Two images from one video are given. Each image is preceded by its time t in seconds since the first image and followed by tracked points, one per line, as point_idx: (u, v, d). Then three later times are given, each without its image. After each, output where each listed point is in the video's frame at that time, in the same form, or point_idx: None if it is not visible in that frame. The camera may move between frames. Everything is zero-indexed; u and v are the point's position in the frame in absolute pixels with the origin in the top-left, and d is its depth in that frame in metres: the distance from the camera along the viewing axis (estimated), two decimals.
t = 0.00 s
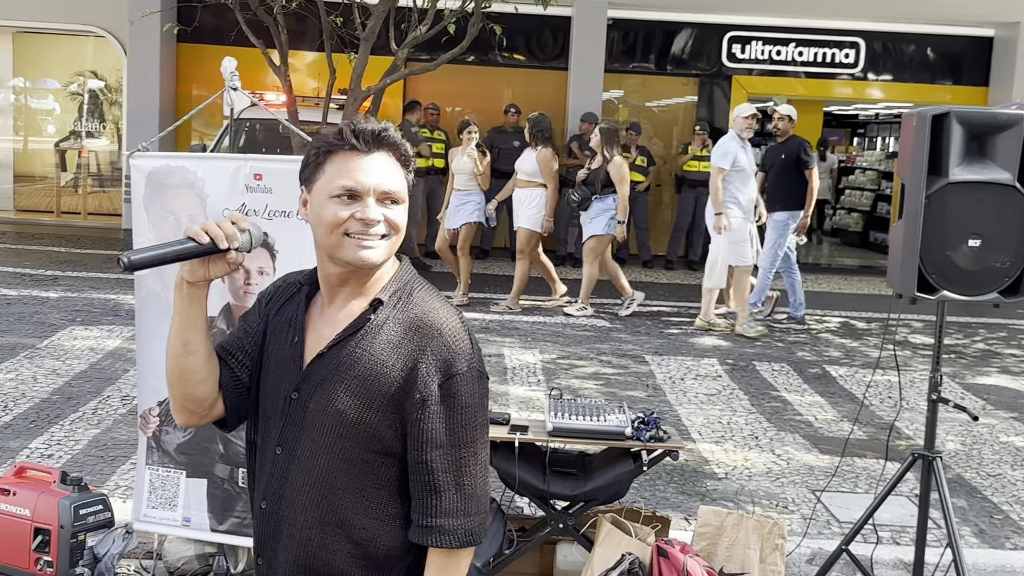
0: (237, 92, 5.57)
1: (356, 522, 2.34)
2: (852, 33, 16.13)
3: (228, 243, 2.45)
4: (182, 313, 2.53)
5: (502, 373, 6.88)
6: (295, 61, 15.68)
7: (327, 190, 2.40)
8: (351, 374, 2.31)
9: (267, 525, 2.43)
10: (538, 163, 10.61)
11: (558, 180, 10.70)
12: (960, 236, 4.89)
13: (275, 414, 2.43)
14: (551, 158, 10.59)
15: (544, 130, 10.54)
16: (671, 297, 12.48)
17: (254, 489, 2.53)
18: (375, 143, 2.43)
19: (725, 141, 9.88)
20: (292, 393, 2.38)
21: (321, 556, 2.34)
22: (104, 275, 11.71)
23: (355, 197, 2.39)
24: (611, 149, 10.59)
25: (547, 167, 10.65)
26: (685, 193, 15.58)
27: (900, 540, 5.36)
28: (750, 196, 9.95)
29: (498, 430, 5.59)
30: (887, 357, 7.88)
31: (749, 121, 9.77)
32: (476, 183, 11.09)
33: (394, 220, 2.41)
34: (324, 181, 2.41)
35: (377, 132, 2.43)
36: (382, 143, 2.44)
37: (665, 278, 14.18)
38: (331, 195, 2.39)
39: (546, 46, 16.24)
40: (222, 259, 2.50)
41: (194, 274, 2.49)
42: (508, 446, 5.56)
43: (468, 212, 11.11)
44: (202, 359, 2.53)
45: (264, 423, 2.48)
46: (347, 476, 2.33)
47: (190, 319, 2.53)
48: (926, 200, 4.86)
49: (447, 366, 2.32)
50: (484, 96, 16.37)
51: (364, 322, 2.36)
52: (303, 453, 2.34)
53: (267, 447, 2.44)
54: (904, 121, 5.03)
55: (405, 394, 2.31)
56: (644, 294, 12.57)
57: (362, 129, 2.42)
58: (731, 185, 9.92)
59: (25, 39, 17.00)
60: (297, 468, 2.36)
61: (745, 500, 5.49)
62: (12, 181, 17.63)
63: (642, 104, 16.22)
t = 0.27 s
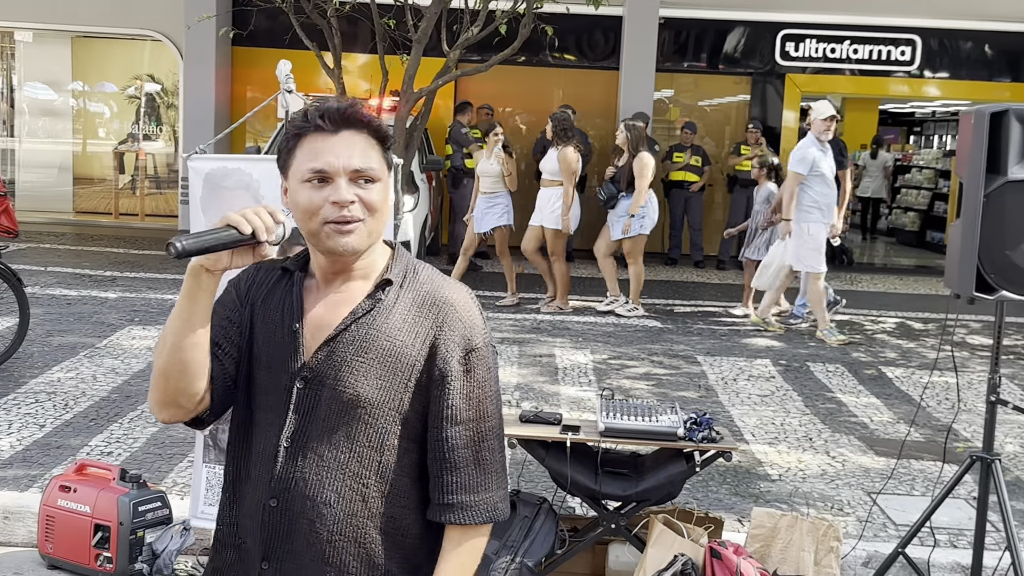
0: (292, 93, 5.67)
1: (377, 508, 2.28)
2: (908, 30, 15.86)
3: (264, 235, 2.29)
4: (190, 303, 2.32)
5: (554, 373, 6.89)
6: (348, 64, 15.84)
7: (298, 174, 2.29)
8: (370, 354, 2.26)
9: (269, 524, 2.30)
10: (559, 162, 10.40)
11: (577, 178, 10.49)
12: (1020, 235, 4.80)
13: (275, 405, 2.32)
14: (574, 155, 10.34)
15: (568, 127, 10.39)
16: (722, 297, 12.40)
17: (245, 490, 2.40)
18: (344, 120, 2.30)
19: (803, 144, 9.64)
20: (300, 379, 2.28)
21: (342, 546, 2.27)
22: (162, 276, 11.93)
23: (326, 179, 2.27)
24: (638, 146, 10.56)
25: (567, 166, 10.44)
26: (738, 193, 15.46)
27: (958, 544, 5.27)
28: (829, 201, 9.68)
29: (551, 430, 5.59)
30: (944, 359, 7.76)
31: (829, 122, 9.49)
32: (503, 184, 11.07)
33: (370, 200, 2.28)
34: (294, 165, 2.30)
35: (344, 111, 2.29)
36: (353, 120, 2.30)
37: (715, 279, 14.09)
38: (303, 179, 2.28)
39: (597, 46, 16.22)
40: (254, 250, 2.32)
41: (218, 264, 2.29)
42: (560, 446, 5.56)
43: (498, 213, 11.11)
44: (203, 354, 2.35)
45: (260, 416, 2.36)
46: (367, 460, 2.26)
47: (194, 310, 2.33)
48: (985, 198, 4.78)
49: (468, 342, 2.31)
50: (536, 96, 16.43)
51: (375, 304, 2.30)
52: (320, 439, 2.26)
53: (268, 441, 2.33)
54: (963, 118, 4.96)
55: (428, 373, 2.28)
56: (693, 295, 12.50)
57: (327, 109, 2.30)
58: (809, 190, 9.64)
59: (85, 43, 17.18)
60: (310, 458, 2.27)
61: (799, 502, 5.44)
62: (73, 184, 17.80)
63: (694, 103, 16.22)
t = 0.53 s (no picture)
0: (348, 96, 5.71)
1: (421, 499, 2.29)
2: (967, 28, 15.62)
3: (298, 234, 2.04)
4: (208, 306, 2.12)
5: (607, 375, 6.94)
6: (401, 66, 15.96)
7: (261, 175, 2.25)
8: (395, 347, 2.26)
9: (313, 535, 2.23)
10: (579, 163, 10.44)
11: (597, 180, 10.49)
12: None
13: (297, 412, 2.25)
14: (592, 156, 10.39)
15: (589, 129, 10.40)
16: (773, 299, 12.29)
17: (268, 509, 2.29)
18: (308, 121, 2.26)
19: (886, 142, 9.48)
20: (325, 379, 2.23)
21: (395, 544, 2.25)
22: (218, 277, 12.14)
23: (288, 179, 2.23)
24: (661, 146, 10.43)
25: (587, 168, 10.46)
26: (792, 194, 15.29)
27: (1020, 549, 5.18)
28: (909, 200, 9.55)
29: (605, 431, 5.56)
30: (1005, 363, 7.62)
31: (912, 121, 9.38)
32: (522, 186, 10.95)
33: (332, 202, 2.20)
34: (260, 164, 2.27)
35: (311, 111, 2.26)
36: (317, 119, 2.26)
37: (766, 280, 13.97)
38: (265, 180, 2.24)
39: (649, 47, 16.14)
40: (278, 250, 2.05)
41: (248, 266, 2.05)
42: (615, 447, 5.52)
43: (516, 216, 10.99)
44: (221, 361, 2.16)
45: (276, 427, 2.27)
46: (401, 452, 2.25)
47: (214, 316, 2.13)
48: None
49: (473, 325, 2.40)
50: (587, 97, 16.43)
51: (387, 299, 2.32)
52: (355, 439, 2.22)
53: (294, 450, 2.26)
54: None
55: (451, 359, 2.35)
56: (744, 297, 12.40)
57: (292, 108, 2.26)
58: (891, 190, 9.50)
59: (144, 47, 17.52)
60: (349, 460, 2.22)
61: (857, 505, 5.37)
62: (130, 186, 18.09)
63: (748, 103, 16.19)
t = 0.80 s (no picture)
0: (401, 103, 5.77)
1: (405, 500, 2.35)
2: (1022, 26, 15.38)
3: (282, 236, 2.15)
4: (189, 312, 2.15)
5: (658, 378, 6.93)
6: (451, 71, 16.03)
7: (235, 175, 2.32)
8: (377, 351, 2.32)
9: (303, 541, 2.27)
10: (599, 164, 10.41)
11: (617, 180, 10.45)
12: None
13: (280, 419, 2.28)
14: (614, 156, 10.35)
15: (609, 129, 10.32)
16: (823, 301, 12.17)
17: (251, 520, 2.30)
18: (283, 123, 2.34)
19: (963, 146, 9.31)
20: (308, 385, 2.27)
21: (383, 546, 2.30)
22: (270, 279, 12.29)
23: (262, 181, 2.30)
24: (684, 145, 10.34)
25: (608, 169, 10.44)
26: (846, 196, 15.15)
27: None
28: (985, 204, 9.34)
29: (657, 435, 5.56)
30: None
31: (990, 124, 9.21)
32: (545, 187, 10.87)
33: (307, 205, 2.29)
34: (235, 164, 2.34)
35: (287, 113, 2.35)
36: (291, 120, 2.34)
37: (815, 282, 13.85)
38: (239, 181, 2.31)
39: (700, 49, 16.09)
40: (262, 251, 2.15)
41: (232, 269, 2.11)
42: (666, 452, 5.54)
43: (537, 215, 10.93)
44: (204, 369, 2.18)
45: (258, 435, 2.29)
46: (385, 454, 2.31)
47: (196, 324, 2.15)
48: None
49: (446, 326, 2.48)
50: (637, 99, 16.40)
51: (364, 302, 2.38)
52: (341, 444, 2.27)
53: (277, 457, 2.28)
54: None
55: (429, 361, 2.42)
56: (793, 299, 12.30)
57: (267, 109, 2.34)
58: (966, 193, 9.31)
59: (199, 53, 17.73)
60: (335, 464, 2.27)
61: (913, 512, 5.31)
62: (184, 190, 18.43)
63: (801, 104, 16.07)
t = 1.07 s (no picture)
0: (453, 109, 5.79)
1: (400, 498, 2.46)
2: None
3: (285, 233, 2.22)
4: (192, 311, 2.19)
5: (708, 383, 6.91)
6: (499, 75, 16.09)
7: (234, 177, 2.42)
8: (377, 351, 2.42)
9: (304, 537, 2.35)
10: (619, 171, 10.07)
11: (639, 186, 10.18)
12: None
13: (282, 417, 2.36)
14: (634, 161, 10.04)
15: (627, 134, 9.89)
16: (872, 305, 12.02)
17: (250, 517, 2.36)
18: (278, 122, 2.45)
19: None
20: (311, 384, 2.36)
21: (380, 544, 2.40)
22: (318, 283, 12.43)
23: (260, 181, 2.40)
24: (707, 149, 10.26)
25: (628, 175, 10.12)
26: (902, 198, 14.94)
27: None
28: None
29: (708, 440, 5.54)
30: None
31: None
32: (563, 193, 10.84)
33: (306, 202, 2.39)
34: (233, 166, 2.43)
35: (282, 111, 2.45)
36: (286, 119, 2.45)
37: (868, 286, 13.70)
38: (239, 182, 2.41)
39: (749, 52, 16.00)
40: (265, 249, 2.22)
41: (234, 268, 2.16)
42: (717, 456, 5.53)
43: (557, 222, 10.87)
44: (208, 368, 2.23)
45: (260, 433, 2.36)
46: (383, 452, 2.41)
47: (199, 325, 2.20)
48: None
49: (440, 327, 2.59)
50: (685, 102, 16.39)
51: (363, 302, 2.47)
52: (343, 441, 2.36)
53: (278, 454, 2.36)
54: None
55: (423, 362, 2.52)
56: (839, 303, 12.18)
57: (262, 110, 2.44)
58: None
59: (249, 59, 17.88)
60: (337, 462, 2.36)
61: (968, 519, 5.24)
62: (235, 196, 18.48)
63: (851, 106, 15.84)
